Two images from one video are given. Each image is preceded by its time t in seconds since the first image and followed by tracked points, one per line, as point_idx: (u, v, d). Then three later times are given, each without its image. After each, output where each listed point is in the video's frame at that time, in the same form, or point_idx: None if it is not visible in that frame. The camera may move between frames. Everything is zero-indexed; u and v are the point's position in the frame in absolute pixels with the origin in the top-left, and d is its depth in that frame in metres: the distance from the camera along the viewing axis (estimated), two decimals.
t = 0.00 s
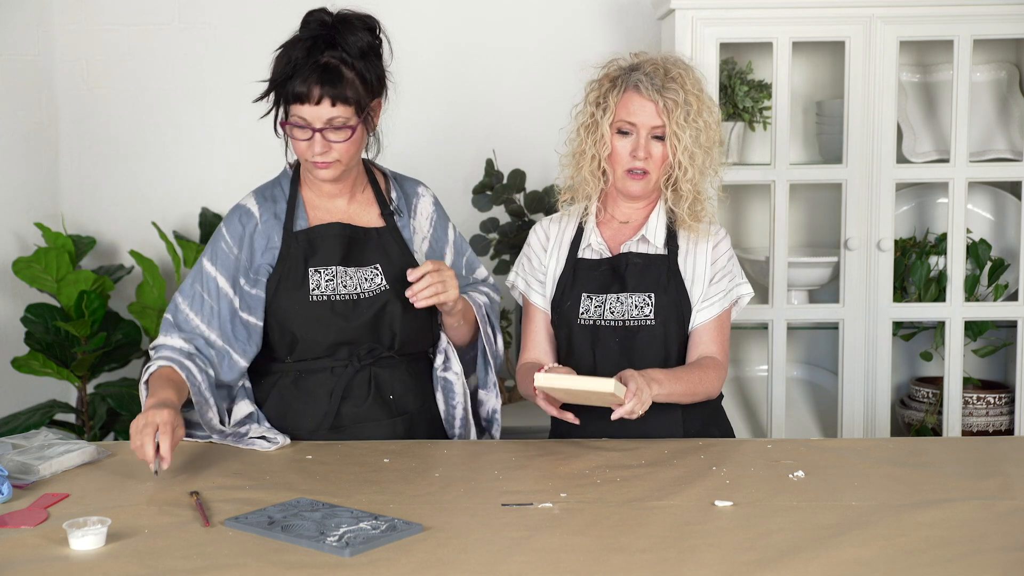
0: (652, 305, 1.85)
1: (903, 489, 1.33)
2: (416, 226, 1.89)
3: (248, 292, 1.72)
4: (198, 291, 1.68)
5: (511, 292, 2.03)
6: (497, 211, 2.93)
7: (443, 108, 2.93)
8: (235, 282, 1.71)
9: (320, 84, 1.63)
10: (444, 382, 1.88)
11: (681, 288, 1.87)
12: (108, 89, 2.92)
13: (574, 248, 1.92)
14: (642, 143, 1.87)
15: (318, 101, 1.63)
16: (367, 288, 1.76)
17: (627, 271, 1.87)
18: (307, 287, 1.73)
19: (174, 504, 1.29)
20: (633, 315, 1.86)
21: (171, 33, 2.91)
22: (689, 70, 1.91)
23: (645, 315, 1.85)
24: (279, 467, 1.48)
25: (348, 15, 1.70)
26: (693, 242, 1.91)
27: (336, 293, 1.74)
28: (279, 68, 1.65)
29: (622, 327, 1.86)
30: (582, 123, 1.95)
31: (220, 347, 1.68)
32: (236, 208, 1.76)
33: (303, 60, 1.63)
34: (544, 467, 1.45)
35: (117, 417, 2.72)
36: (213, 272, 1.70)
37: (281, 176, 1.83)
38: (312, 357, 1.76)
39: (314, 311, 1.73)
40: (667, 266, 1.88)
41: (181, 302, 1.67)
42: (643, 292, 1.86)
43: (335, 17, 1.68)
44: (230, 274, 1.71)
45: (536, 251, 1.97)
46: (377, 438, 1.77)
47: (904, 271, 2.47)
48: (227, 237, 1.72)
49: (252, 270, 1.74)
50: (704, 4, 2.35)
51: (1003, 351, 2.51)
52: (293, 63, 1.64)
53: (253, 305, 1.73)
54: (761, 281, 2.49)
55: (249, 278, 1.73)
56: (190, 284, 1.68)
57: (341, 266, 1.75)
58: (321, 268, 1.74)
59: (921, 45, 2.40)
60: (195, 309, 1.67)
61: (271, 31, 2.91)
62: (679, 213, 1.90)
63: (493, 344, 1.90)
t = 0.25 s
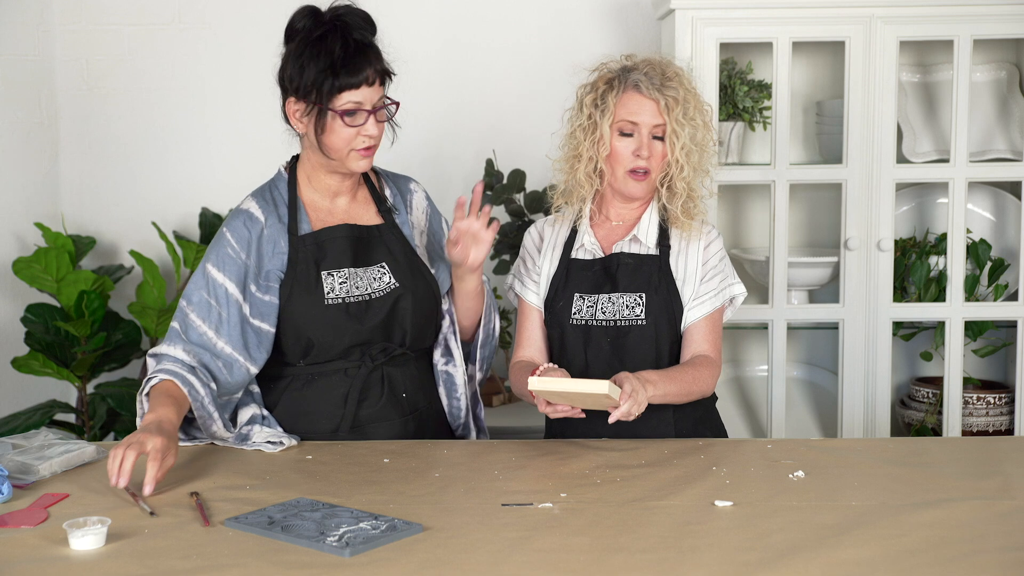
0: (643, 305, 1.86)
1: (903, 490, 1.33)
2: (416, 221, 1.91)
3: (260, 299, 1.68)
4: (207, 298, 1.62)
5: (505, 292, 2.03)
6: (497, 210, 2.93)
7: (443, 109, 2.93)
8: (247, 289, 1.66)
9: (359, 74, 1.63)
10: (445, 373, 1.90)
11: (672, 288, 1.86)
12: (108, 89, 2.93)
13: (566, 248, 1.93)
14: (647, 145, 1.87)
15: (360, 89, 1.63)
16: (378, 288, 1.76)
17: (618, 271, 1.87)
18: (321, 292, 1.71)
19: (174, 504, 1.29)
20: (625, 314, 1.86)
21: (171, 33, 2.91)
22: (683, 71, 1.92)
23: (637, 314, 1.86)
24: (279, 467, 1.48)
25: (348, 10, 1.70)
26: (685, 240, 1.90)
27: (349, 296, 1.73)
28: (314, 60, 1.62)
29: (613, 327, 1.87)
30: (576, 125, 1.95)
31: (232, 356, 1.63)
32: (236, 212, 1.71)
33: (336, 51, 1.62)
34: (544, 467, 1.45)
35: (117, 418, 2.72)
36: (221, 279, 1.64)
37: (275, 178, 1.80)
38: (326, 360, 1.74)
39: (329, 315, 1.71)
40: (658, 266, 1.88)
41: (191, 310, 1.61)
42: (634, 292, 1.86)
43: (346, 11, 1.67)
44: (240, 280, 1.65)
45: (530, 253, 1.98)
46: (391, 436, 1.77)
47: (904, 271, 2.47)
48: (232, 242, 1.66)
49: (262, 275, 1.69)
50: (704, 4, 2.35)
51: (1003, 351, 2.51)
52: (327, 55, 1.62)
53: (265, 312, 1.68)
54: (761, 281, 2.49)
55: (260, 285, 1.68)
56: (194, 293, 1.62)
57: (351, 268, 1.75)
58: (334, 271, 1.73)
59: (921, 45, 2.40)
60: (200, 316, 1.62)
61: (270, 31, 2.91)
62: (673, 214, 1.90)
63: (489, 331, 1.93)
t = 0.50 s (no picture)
0: (650, 304, 1.85)
1: (903, 490, 1.33)
2: (414, 222, 1.89)
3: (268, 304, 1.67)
4: (212, 307, 1.62)
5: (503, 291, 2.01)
6: (497, 210, 2.93)
7: (443, 108, 2.93)
8: (253, 294, 1.65)
9: (379, 67, 1.69)
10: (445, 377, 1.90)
11: (677, 287, 1.87)
12: (108, 89, 2.93)
13: (566, 248, 1.93)
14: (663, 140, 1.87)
15: (381, 82, 1.69)
16: (384, 288, 1.77)
17: (623, 271, 1.88)
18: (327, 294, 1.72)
19: (174, 504, 1.29)
20: (632, 315, 1.86)
21: (171, 34, 2.91)
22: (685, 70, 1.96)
23: (643, 314, 1.85)
24: (279, 467, 1.48)
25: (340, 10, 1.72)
26: (687, 230, 1.93)
27: (356, 297, 1.74)
28: (335, 54, 1.65)
29: (620, 327, 1.86)
30: (581, 124, 1.95)
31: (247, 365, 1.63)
32: (237, 216, 1.69)
33: (356, 45, 1.66)
34: (544, 467, 1.45)
35: (117, 418, 2.72)
36: (222, 287, 1.63)
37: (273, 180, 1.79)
38: (333, 361, 1.75)
39: (334, 316, 1.71)
40: (662, 266, 1.88)
41: (197, 321, 1.61)
42: (641, 292, 1.86)
43: (346, 9, 1.69)
44: (244, 287, 1.64)
45: (528, 253, 1.96)
46: (398, 435, 1.78)
47: (904, 271, 2.47)
48: (232, 248, 1.65)
49: (267, 279, 1.68)
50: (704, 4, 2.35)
51: (1003, 351, 2.51)
52: (348, 50, 1.65)
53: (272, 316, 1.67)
54: (761, 281, 2.49)
55: (266, 289, 1.67)
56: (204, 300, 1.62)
57: (357, 269, 1.75)
58: (339, 272, 1.73)
59: (921, 45, 2.40)
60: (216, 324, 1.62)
61: (270, 31, 2.91)
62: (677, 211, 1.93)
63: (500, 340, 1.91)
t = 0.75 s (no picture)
0: (673, 306, 1.86)
1: (903, 490, 1.33)
2: (416, 222, 1.90)
3: (274, 311, 1.67)
4: (229, 315, 1.63)
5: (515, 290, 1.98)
6: (497, 210, 2.93)
7: (443, 109, 2.93)
8: (261, 301, 1.65)
9: (388, 68, 1.70)
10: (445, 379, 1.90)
11: (698, 289, 1.89)
12: (108, 89, 2.93)
13: (583, 249, 1.92)
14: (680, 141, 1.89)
15: (390, 83, 1.71)
16: (384, 294, 1.76)
17: (645, 273, 1.88)
18: (327, 302, 1.71)
19: (174, 504, 1.29)
20: (655, 317, 1.86)
21: (171, 34, 2.91)
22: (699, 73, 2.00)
23: (667, 316, 1.86)
24: (279, 467, 1.48)
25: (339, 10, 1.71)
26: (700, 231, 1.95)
27: (356, 305, 1.73)
28: (347, 58, 1.65)
29: (644, 329, 1.86)
30: (596, 124, 1.97)
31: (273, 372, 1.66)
32: (240, 220, 1.68)
33: (366, 48, 1.67)
34: (544, 467, 1.45)
35: (117, 418, 2.72)
36: (234, 294, 1.64)
37: (276, 182, 1.78)
38: (333, 367, 1.74)
39: (335, 325, 1.71)
40: (682, 267, 1.90)
41: (221, 330, 1.62)
42: (665, 294, 1.86)
43: (350, 12, 1.68)
44: (254, 294, 1.65)
45: (545, 251, 1.93)
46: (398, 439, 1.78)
47: (905, 271, 2.47)
48: (239, 255, 1.65)
49: (272, 287, 1.68)
50: (704, 4, 2.35)
51: (1003, 351, 2.51)
52: (359, 52, 1.66)
53: (283, 323, 1.68)
54: (761, 281, 2.49)
55: (272, 296, 1.67)
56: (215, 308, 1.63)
57: (358, 275, 1.74)
58: (339, 280, 1.72)
59: (921, 45, 2.40)
60: (233, 334, 1.62)
61: (270, 31, 2.91)
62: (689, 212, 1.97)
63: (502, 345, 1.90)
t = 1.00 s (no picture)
0: (713, 308, 1.86)
1: (903, 490, 1.33)
2: (423, 223, 1.90)
3: (283, 314, 1.66)
4: (235, 316, 1.63)
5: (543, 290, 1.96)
6: (497, 210, 2.93)
7: (443, 109, 2.93)
8: (270, 304, 1.65)
9: (396, 70, 1.70)
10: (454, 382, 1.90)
11: (737, 292, 1.89)
12: (108, 89, 2.93)
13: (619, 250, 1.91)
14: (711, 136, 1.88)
15: (398, 85, 1.70)
16: (394, 297, 1.77)
17: (684, 275, 1.88)
18: (339, 305, 1.71)
19: (173, 504, 1.29)
20: (695, 318, 1.86)
21: (171, 34, 2.91)
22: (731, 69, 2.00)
23: (707, 319, 1.86)
24: (280, 466, 1.48)
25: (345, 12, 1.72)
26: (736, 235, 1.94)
27: (367, 309, 1.73)
28: (355, 60, 1.65)
29: (683, 330, 1.86)
30: (627, 123, 1.96)
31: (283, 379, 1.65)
32: (248, 221, 1.68)
33: (373, 49, 1.67)
34: (545, 467, 1.45)
35: (117, 417, 2.72)
36: (244, 295, 1.63)
37: (284, 183, 1.77)
38: (343, 369, 1.74)
39: (346, 328, 1.71)
40: (722, 269, 1.90)
41: (223, 331, 1.62)
42: (705, 296, 1.87)
43: (356, 13, 1.69)
44: (263, 296, 1.64)
45: (580, 250, 1.92)
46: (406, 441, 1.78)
47: (905, 271, 2.47)
48: (249, 256, 1.64)
49: (282, 290, 1.67)
50: (704, 4, 2.35)
51: (1003, 351, 2.51)
52: (365, 53, 1.66)
53: (292, 327, 1.67)
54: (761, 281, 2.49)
55: (282, 299, 1.67)
56: (222, 310, 1.62)
57: (368, 279, 1.74)
58: (351, 284, 1.72)
59: (921, 46, 2.40)
60: (236, 334, 1.62)
61: (270, 31, 2.91)
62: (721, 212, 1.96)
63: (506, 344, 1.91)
